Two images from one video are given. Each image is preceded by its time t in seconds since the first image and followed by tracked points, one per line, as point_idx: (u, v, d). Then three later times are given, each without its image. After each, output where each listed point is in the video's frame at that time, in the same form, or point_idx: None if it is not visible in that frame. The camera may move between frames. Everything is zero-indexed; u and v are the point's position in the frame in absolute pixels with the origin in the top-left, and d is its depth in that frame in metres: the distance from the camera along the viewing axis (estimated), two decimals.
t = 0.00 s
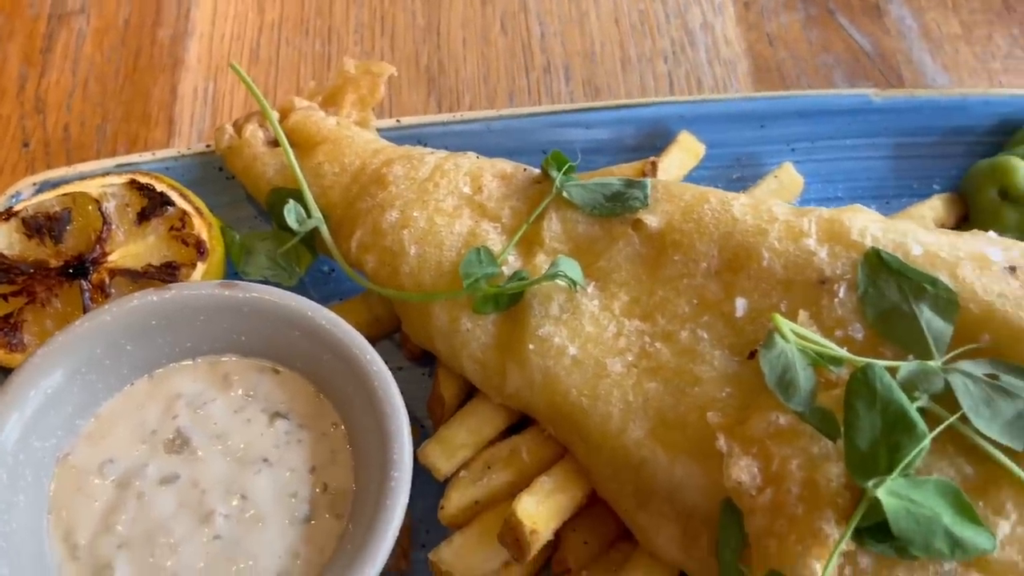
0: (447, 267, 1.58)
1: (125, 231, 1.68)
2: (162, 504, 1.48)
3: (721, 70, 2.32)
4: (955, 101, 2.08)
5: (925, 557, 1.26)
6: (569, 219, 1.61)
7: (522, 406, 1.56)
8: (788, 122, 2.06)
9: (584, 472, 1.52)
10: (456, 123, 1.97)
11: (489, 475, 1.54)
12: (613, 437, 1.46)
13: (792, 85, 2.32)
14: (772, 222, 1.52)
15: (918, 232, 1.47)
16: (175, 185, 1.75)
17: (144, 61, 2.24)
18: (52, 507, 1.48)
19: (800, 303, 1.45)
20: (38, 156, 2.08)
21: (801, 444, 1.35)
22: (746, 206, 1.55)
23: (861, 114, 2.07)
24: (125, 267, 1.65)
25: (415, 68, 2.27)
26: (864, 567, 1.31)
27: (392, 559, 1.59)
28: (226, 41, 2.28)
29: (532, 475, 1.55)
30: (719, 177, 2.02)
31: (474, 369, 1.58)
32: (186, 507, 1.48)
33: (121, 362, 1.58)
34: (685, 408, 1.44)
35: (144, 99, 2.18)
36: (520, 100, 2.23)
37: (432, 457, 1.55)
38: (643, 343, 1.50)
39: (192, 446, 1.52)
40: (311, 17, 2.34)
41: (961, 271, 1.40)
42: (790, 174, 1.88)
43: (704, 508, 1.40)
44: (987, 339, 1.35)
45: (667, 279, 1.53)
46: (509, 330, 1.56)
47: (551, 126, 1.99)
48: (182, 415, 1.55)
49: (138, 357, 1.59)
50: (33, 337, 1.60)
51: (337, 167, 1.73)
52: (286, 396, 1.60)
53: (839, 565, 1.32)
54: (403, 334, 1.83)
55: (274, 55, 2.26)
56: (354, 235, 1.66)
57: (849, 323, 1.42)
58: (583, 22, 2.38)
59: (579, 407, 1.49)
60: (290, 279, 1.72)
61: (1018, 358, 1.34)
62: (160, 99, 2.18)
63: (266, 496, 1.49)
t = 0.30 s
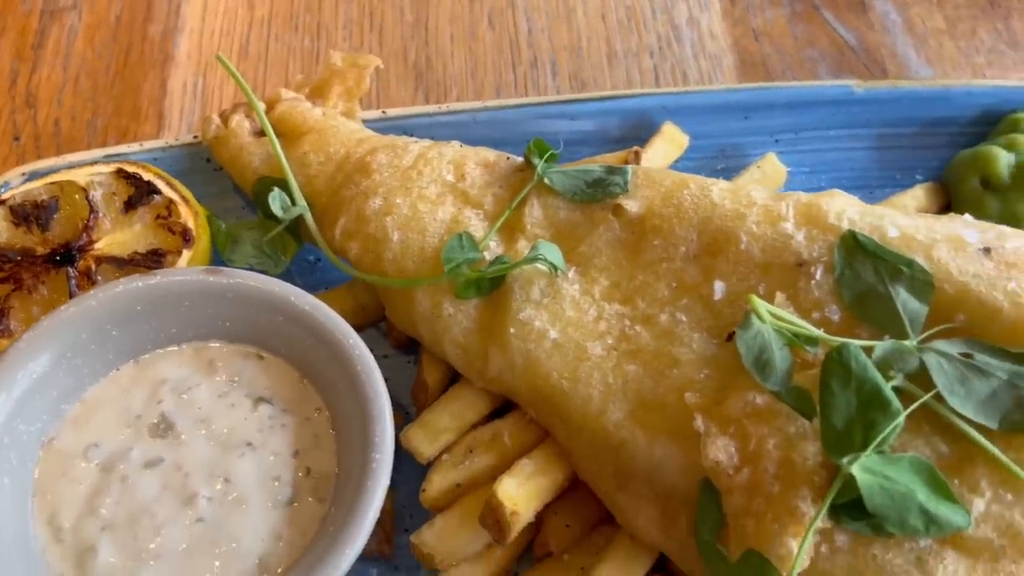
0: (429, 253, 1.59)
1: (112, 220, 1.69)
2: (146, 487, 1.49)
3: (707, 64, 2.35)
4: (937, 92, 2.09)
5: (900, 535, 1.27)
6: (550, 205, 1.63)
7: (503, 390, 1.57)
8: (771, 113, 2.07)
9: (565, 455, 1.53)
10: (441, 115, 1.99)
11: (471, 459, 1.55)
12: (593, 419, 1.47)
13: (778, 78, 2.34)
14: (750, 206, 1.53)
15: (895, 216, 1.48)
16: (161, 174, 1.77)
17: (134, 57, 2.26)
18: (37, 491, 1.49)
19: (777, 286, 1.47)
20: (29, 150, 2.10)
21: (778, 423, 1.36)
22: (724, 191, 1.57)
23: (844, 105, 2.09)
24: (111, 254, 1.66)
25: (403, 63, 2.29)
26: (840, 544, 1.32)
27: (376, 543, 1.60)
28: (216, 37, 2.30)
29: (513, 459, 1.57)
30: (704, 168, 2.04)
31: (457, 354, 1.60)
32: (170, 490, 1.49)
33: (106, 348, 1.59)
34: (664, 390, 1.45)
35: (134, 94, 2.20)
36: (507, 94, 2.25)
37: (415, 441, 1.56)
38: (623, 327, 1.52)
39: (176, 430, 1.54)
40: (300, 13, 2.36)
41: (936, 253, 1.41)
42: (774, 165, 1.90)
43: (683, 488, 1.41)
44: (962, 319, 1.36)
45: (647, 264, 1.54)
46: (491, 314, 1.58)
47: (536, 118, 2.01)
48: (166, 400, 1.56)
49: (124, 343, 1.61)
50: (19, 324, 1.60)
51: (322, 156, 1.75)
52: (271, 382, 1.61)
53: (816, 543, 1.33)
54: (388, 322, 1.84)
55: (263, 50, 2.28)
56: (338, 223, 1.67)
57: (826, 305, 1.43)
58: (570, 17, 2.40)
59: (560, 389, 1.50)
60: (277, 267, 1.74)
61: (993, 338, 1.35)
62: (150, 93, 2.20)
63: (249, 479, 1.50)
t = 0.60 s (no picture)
0: (413, 233, 1.60)
1: (98, 202, 1.71)
2: (129, 463, 1.49)
3: (695, 54, 2.36)
4: (922, 79, 2.10)
5: (877, 506, 1.28)
6: (533, 186, 1.64)
7: (486, 368, 1.58)
8: (757, 100, 2.08)
9: (547, 432, 1.54)
10: (428, 101, 2.00)
11: (454, 437, 1.56)
12: (574, 395, 1.48)
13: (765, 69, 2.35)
14: (730, 184, 1.54)
15: (873, 193, 1.49)
16: (148, 158, 1.79)
17: (126, 47, 2.28)
18: (22, 467, 1.50)
19: (756, 263, 1.48)
20: (20, 138, 2.12)
21: (755, 396, 1.37)
22: (705, 170, 1.58)
23: (829, 92, 2.10)
24: (98, 235, 1.68)
25: (392, 53, 2.31)
26: (817, 516, 1.32)
27: (360, 521, 1.60)
28: (208, 27, 2.32)
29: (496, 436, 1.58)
30: (690, 155, 2.05)
31: (440, 333, 1.61)
32: (153, 466, 1.49)
33: (92, 326, 1.61)
34: (644, 365, 1.46)
35: (125, 83, 2.21)
36: (496, 84, 2.27)
37: (398, 419, 1.57)
38: (604, 304, 1.53)
39: (160, 408, 1.54)
40: (291, 5, 2.38)
41: (914, 228, 1.42)
42: (758, 152, 1.89)
43: (662, 462, 1.42)
44: (939, 293, 1.37)
45: (629, 242, 1.56)
46: (474, 293, 1.59)
47: (523, 105, 2.02)
48: (151, 378, 1.58)
49: (109, 322, 1.62)
50: (5, 304, 1.61)
51: (308, 139, 1.76)
52: (255, 361, 1.63)
53: (793, 515, 1.33)
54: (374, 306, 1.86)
55: (254, 41, 2.30)
56: (323, 204, 1.69)
57: (804, 281, 1.44)
58: (559, 9, 2.42)
59: (541, 366, 1.51)
60: (263, 250, 1.74)
61: (969, 311, 1.35)
62: (141, 83, 2.22)
63: (232, 455, 1.51)
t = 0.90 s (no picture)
0: (399, 207, 1.62)
1: (88, 178, 1.72)
2: (115, 434, 1.50)
3: (684, 42, 2.38)
4: (909, 63, 2.12)
5: (857, 471, 1.28)
6: (519, 161, 1.65)
7: (471, 342, 1.59)
8: (744, 84, 2.10)
9: (531, 404, 1.55)
10: (417, 84, 2.02)
11: (439, 409, 1.57)
12: (557, 366, 1.49)
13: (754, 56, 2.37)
14: (713, 158, 1.55)
15: (855, 165, 1.50)
16: (137, 136, 1.80)
17: (119, 34, 2.30)
18: (8, 438, 1.50)
19: (739, 234, 1.48)
20: (11, 122, 2.13)
21: (736, 364, 1.37)
22: (688, 144, 1.59)
23: (816, 76, 2.11)
24: (87, 211, 1.69)
25: (383, 40, 2.32)
26: (798, 483, 1.32)
27: (345, 494, 1.61)
28: (200, 15, 2.34)
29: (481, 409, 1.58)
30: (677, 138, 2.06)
31: (426, 307, 1.61)
32: (139, 437, 1.50)
33: (79, 300, 1.62)
34: (627, 336, 1.47)
35: (117, 69, 2.23)
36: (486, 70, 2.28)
37: (384, 392, 1.58)
38: (588, 277, 1.53)
39: (146, 380, 1.55)
40: None
41: (895, 198, 1.43)
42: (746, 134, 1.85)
43: (644, 431, 1.43)
44: (919, 262, 1.38)
45: (613, 216, 1.56)
46: (459, 267, 1.59)
47: (511, 88, 2.04)
48: (138, 351, 1.58)
49: (97, 296, 1.63)
50: None
51: (296, 118, 1.78)
52: (242, 335, 1.63)
53: (774, 482, 1.33)
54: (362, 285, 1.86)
55: (246, 28, 2.32)
56: (310, 180, 1.70)
57: (786, 251, 1.45)
58: None
59: (525, 338, 1.52)
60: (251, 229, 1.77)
61: (949, 279, 1.36)
62: (133, 69, 2.23)
63: (217, 427, 1.52)
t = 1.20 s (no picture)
0: (387, 181, 1.63)
1: (78, 154, 1.73)
2: (102, 404, 1.50)
3: (674, 30, 2.39)
4: (898, 48, 2.12)
5: (840, 437, 1.29)
6: (506, 136, 1.66)
7: (458, 315, 1.60)
8: (732, 68, 2.10)
9: (517, 376, 1.56)
10: (407, 66, 2.03)
11: (426, 382, 1.57)
12: (543, 336, 1.50)
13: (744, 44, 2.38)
14: (698, 131, 1.56)
15: (838, 137, 1.51)
16: (128, 113, 1.81)
17: (112, 20, 2.32)
18: None
19: (723, 206, 1.49)
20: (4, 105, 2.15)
21: (720, 332, 1.38)
22: (674, 118, 1.60)
23: (804, 61, 2.12)
24: (77, 186, 1.70)
25: (375, 28, 2.34)
26: (781, 450, 1.33)
27: (332, 468, 1.61)
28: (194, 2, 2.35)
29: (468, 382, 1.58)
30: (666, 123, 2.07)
31: (413, 281, 1.62)
32: (126, 407, 1.50)
33: (69, 273, 1.62)
34: (612, 307, 1.47)
35: (111, 54, 2.24)
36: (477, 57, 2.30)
37: (371, 365, 1.58)
38: (574, 250, 1.54)
39: (134, 351, 1.56)
40: None
41: (878, 168, 1.44)
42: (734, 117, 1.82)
43: (628, 399, 1.44)
44: (901, 230, 1.39)
45: (599, 189, 1.57)
46: (446, 240, 1.60)
47: (501, 71, 2.05)
48: (127, 323, 1.59)
49: (86, 269, 1.64)
50: None
51: (286, 96, 1.79)
52: (230, 308, 1.64)
53: (757, 449, 1.33)
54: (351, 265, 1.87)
55: (239, 15, 2.34)
56: (299, 155, 1.71)
57: (770, 222, 1.45)
58: None
59: (511, 309, 1.53)
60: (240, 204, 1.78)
61: (931, 247, 1.37)
62: (127, 54, 2.25)
63: (204, 397, 1.52)
